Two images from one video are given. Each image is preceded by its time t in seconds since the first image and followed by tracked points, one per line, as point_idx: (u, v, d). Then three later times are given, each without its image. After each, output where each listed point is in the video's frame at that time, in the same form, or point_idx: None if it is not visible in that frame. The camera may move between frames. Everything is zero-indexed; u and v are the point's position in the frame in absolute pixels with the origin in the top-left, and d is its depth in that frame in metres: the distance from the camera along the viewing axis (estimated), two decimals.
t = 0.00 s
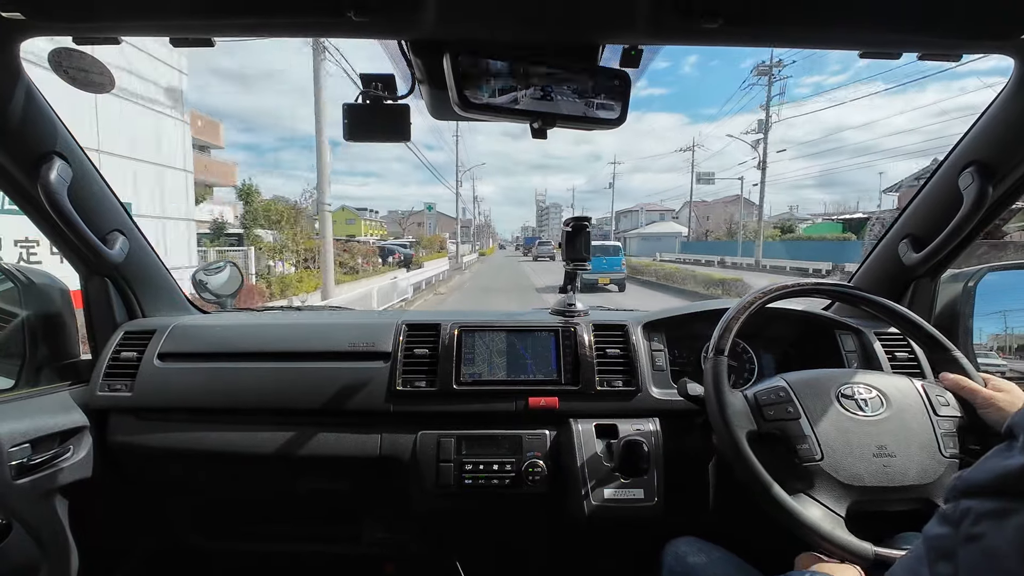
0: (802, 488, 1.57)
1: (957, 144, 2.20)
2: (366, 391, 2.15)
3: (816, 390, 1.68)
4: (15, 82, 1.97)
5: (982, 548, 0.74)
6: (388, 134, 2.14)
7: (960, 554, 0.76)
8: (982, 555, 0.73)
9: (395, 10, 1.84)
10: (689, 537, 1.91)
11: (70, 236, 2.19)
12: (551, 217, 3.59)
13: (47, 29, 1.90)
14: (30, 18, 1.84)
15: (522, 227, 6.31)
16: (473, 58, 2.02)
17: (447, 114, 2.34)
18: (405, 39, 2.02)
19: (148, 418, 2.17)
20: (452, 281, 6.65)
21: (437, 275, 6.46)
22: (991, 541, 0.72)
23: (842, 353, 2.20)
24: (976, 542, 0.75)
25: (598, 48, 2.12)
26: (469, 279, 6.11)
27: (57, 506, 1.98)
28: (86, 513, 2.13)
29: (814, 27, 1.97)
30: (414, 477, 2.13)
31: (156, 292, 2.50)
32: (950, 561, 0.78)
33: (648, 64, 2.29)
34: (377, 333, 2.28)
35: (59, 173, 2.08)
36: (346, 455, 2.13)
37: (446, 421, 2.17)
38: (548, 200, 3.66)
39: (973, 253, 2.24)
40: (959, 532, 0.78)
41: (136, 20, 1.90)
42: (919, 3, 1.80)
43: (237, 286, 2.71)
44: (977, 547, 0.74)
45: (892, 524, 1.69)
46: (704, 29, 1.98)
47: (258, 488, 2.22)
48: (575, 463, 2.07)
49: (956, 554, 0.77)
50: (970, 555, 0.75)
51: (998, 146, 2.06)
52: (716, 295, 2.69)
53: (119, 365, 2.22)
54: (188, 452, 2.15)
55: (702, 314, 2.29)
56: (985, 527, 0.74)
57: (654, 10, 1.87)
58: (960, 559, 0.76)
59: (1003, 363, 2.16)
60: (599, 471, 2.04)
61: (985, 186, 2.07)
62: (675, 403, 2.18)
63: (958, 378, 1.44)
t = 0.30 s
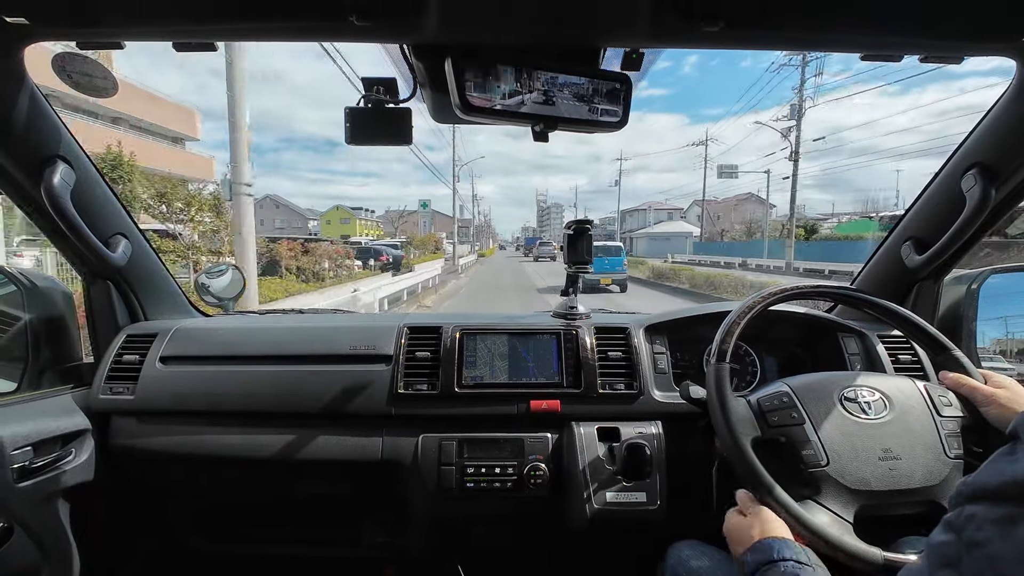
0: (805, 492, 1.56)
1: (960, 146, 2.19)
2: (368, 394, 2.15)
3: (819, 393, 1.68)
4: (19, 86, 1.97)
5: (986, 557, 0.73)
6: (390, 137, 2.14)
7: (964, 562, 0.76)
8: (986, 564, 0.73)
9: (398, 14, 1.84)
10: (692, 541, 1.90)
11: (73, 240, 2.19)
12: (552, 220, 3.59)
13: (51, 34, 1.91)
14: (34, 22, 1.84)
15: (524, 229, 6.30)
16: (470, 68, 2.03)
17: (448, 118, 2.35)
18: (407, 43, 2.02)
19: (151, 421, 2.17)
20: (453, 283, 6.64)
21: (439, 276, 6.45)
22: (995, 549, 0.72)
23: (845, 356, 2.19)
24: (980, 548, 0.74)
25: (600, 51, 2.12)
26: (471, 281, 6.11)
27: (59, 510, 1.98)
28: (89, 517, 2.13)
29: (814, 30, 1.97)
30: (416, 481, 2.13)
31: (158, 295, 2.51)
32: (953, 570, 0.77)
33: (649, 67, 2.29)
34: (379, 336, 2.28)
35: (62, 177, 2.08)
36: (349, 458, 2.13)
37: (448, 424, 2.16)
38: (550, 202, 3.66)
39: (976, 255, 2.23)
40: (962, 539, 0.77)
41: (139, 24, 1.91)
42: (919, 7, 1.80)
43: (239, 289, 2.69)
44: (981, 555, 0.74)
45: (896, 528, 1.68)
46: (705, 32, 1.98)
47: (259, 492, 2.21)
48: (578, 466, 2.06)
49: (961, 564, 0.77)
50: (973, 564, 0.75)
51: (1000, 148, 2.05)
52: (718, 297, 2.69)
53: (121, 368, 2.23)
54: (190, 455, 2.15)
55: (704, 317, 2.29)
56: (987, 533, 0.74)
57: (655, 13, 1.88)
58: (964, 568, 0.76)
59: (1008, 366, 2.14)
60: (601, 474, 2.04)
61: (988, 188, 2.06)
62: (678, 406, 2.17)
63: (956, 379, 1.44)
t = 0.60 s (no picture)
0: (804, 489, 1.56)
1: (962, 145, 2.19)
2: (369, 390, 2.15)
3: (819, 391, 1.68)
4: (21, 80, 1.96)
5: (974, 545, 0.73)
6: (392, 134, 2.14)
7: (953, 549, 0.75)
8: (974, 553, 0.73)
9: (400, 9, 1.84)
10: (691, 539, 1.91)
11: (74, 234, 2.20)
12: (554, 217, 3.59)
13: (52, 28, 1.91)
14: (35, 17, 1.84)
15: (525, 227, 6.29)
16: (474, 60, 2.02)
17: (450, 114, 2.34)
18: (408, 39, 2.02)
19: (152, 416, 2.18)
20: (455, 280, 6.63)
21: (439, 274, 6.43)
22: (984, 539, 0.72)
23: (846, 354, 2.19)
24: (969, 538, 0.74)
25: (602, 47, 2.11)
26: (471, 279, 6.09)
27: (60, 503, 1.99)
28: (91, 511, 2.14)
29: (815, 28, 1.96)
30: (416, 477, 2.13)
31: (159, 290, 2.51)
32: (940, 556, 0.77)
33: (651, 64, 2.28)
34: (380, 332, 2.29)
35: (64, 171, 2.09)
36: (350, 454, 2.13)
37: (449, 420, 2.17)
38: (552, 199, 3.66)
39: (978, 254, 2.23)
40: (951, 527, 0.77)
41: (140, 19, 1.90)
42: (921, 4, 1.79)
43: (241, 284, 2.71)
44: (968, 546, 0.73)
45: (895, 527, 1.68)
46: (707, 29, 1.98)
47: (259, 487, 2.21)
48: (578, 463, 2.07)
49: (946, 552, 0.76)
50: (959, 552, 0.74)
51: (1003, 147, 2.04)
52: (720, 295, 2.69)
53: (123, 363, 2.23)
54: (191, 450, 2.16)
55: (706, 315, 2.29)
56: (976, 523, 0.74)
57: (657, 9, 1.86)
58: (951, 555, 0.75)
59: (1012, 365, 2.12)
60: (601, 472, 2.04)
61: (991, 187, 2.05)
62: (678, 403, 2.17)
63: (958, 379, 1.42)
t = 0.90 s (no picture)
0: (806, 489, 1.56)
1: (964, 145, 2.19)
2: (371, 391, 2.15)
3: (821, 392, 1.67)
4: (23, 80, 1.96)
5: (981, 539, 0.73)
6: (392, 135, 2.14)
7: (963, 544, 0.75)
8: (981, 547, 0.72)
9: (401, 10, 1.84)
10: (692, 539, 1.91)
11: (76, 235, 2.20)
12: (555, 217, 3.59)
13: (53, 28, 1.91)
14: (37, 18, 1.84)
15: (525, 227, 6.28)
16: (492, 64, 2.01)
17: (451, 114, 2.34)
18: (410, 40, 2.02)
19: (153, 416, 2.18)
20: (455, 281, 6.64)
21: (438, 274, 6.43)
22: (991, 533, 0.72)
23: (847, 355, 2.19)
24: (977, 531, 0.74)
25: (602, 48, 2.11)
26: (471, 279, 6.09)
27: (62, 503, 1.99)
28: (93, 512, 2.14)
29: (816, 28, 1.96)
30: (417, 477, 2.13)
31: (161, 291, 2.51)
32: (950, 550, 0.77)
33: (652, 64, 2.29)
34: (381, 332, 2.29)
35: (66, 172, 2.09)
36: (351, 455, 2.13)
37: (451, 421, 2.17)
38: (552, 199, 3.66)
39: (979, 254, 2.23)
40: (961, 521, 0.77)
41: (142, 20, 1.91)
42: (922, 5, 1.79)
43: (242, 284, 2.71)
44: (975, 539, 0.74)
45: (897, 528, 1.68)
46: (709, 29, 1.97)
47: (260, 487, 2.21)
48: (579, 464, 2.07)
49: (956, 547, 0.76)
50: (967, 545, 0.74)
51: (1004, 147, 2.04)
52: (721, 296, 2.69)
53: (125, 363, 2.24)
54: (193, 450, 2.16)
55: (707, 315, 2.29)
56: (986, 517, 0.73)
57: (658, 8, 1.86)
58: (960, 549, 0.75)
59: (1014, 366, 2.15)
60: (602, 473, 2.04)
61: (992, 187, 2.05)
62: (679, 404, 2.17)
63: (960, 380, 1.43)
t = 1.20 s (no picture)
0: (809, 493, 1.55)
1: (965, 147, 2.18)
2: (373, 396, 2.15)
3: (824, 395, 1.67)
4: (27, 88, 1.98)
5: (980, 542, 0.72)
6: (393, 140, 2.15)
7: (962, 546, 0.74)
8: (980, 550, 0.72)
9: (402, 15, 1.85)
10: (696, 544, 1.89)
11: (78, 241, 2.20)
12: (555, 219, 3.60)
13: (56, 36, 1.92)
14: (40, 25, 1.86)
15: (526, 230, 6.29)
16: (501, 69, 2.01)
17: (452, 119, 2.35)
18: (410, 45, 2.03)
19: (155, 422, 2.18)
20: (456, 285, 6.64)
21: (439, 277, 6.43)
22: (990, 535, 0.71)
23: (850, 358, 2.18)
24: (976, 534, 0.73)
25: (603, 52, 2.12)
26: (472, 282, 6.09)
27: (63, 510, 1.99)
28: (94, 519, 2.13)
29: (816, 31, 1.96)
30: (419, 482, 2.13)
31: (164, 296, 2.52)
32: (949, 553, 0.77)
33: (652, 68, 2.29)
34: (382, 337, 2.28)
35: (69, 179, 2.09)
36: (353, 460, 2.13)
37: (453, 425, 2.16)
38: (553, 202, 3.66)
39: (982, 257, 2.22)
40: (960, 524, 0.76)
41: (144, 27, 1.92)
42: (922, 8, 1.79)
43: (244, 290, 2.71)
44: (973, 541, 0.73)
45: (902, 532, 1.67)
46: (709, 33, 1.98)
47: (261, 493, 2.21)
48: (581, 469, 2.06)
49: (956, 549, 0.76)
50: (966, 548, 0.74)
51: (1005, 150, 2.04)
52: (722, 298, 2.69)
53: (126, 369, 2.24)
54: (194, 456, 2.15)
55: (709, 318, 2.28)
56: (985, 520, 0.73)
57: (658, 13, 1.87)
58: (959, 552, 0.75)
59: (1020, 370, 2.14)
60: (605, 477, 2.03)
61: (994, 190, 2.05)
62: (681, 408, 2.16)
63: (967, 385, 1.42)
